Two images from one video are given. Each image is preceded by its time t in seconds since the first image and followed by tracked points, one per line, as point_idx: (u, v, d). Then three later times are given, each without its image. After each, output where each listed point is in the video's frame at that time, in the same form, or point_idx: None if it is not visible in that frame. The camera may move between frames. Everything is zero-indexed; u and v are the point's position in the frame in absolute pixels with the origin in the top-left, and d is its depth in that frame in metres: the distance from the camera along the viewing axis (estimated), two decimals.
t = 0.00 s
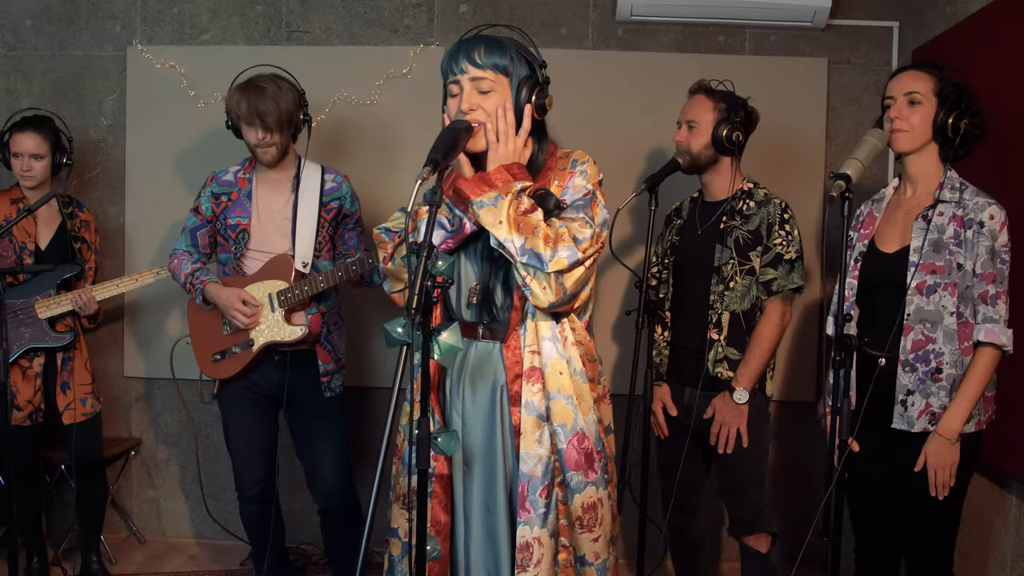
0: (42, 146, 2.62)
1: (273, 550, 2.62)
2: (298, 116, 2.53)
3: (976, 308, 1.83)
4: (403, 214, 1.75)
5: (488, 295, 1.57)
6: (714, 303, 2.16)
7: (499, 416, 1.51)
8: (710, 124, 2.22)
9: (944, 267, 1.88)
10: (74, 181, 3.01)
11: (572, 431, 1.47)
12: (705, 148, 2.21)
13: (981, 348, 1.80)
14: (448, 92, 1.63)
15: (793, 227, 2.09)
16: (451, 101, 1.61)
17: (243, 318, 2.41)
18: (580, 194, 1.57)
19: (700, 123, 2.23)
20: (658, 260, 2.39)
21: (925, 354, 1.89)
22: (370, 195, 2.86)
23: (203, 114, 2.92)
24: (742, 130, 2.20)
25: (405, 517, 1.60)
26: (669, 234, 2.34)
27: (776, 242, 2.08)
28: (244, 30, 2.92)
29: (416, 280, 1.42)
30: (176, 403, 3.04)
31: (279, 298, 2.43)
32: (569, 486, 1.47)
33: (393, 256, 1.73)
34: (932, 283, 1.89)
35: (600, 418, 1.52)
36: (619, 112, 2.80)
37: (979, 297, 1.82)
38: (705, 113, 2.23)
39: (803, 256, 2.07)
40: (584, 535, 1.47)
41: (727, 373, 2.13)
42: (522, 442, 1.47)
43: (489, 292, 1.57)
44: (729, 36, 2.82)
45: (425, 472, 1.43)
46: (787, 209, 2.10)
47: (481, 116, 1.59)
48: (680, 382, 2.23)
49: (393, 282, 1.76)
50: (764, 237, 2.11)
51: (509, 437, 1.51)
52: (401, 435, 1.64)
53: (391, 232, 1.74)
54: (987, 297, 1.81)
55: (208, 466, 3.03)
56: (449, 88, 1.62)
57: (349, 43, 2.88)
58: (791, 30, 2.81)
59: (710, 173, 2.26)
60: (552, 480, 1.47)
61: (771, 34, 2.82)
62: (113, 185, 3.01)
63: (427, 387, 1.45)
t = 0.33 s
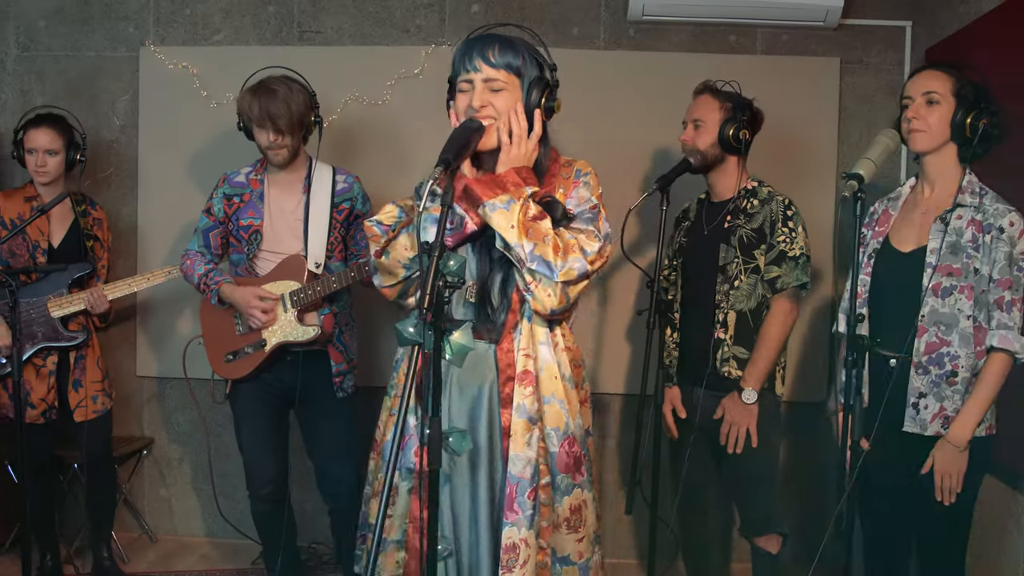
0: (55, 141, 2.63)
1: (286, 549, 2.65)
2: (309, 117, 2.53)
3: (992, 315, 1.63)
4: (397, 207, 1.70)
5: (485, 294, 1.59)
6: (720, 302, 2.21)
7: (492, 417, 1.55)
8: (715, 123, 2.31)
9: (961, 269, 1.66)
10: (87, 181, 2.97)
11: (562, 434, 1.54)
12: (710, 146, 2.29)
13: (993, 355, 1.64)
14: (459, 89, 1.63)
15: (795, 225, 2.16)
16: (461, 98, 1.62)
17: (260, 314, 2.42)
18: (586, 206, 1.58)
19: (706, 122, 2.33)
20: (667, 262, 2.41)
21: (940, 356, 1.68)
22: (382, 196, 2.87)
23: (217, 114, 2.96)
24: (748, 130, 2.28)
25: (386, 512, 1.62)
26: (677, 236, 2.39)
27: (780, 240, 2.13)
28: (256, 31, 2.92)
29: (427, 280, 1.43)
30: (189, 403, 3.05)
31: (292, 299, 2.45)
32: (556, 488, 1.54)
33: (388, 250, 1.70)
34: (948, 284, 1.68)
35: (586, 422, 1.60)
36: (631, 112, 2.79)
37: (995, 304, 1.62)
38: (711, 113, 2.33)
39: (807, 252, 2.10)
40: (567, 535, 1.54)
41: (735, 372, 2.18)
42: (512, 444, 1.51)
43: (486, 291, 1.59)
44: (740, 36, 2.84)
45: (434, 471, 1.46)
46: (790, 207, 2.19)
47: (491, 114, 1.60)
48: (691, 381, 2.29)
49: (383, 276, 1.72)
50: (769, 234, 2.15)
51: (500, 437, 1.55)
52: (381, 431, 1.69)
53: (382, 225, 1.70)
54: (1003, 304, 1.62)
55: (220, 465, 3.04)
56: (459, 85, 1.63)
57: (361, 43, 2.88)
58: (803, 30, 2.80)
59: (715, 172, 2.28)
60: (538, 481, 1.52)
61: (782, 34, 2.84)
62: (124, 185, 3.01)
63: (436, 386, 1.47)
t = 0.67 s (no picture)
0: (74, 144, 2.65)
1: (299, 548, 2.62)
2: (323, 117, 2.53)
3: (1008, 308, 1.89)
4: (387, 206, 1.72)
5: (488, 297, 1.59)
6: (735, 300, 2.18)
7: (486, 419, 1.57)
8: (736, 119, 2.28)
9: (973, 266, 1.91)
10: (104, 181, 3.03)
11: (550, 440, 1.57)
12: (731, 142, 2.26)
13: (1010, 348, 1.91)
14: (470, 88, 1.62)
15: (812, 223, 2.16)
16: (473, 98, 1.60)
17: (272, 328, 2.43)
18: (590, 221, 1.63)
19: (727, 117, 2.30)
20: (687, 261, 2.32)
21: (955, 353, 1.92)
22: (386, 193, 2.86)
23: (230, 114, 2.93)
24: (769, 127, 2.25)
25: (364, 511, 1.61)
26: (696, 235, 2.31)
27: (797, 238, 2.12)
28: (270, 31, 2.92)
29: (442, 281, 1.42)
30: (203, 402, 3.06)
31: (306, 299, 2.46)
32: (543, 492, 1.56)
33: (377, 248, 1.66)
34: (962, 281, 1.92)
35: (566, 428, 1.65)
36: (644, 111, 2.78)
37: (1011, 297, 1.88)
38: (733, 109, 2.29)
39: (824, 250, 2.11)
40: (550, 538, 1.57)
41: (751, 371, 2.13)
42: (506, 449, 1.52)
43: (490, 295, 1.59)
44: (755, 36, 2.82)
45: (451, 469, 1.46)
46: (807, 205, 2.18)
47: (502, 116, 1.59)
48: (708, 383, 2.21)
49: (371, 276, 1.69)
50: (785, 232, 2.13)
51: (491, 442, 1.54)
52: (361, 429, 1.71)
53: (372, 223, 1.71)
54: (1019, 297, 1.87)
55: (234, 464, 3.05)
56: (471, 85, 1.62)
57: (375, 43, 2.89)
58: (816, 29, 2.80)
59: (738, 169, 2.23)
60: (529, 486, 1.54)
61: (798, 34, 2.81)
62: (140, 185, 3.04)
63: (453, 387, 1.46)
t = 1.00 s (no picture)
0: (86, 151, 2.66)
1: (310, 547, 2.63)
2: (335, 117, 2.53)
3: None
4: (391, 209, 1.71)
5: (501, 293, 1.59)
6: (757, 303, 2.15)
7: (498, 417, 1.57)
8: (754, 120, 2.22)
9: (990, 265, 1.93)
10: (117, 182, 3.05)
11: (561, 438, 1.56)
12: (750, 144, 2.18)
13: None
14: (477, 85, 1.62)
15: (835, 223, 2.09)
16: (481, 94, 1.60)
17: (278, 324, 2.44)
18: (603, 225, 1.62)
19: (745, 120, 2.23)
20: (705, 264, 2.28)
21: (973, 353, 1.97)
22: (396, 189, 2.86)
23: (242, 115, 2.95)
24: (789, 128, 2.18)
25: (368, 512, 1.61)
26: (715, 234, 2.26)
27: (818, 240, 2.09)
28: (282, 31, 2.90)
29: (453, 282, 1.42)
30: (214, 402, 3.06)
31: (316, 298, 2.46)
32: (554, 489, 1.55)
33: (383, 254, 1.66)
34: (978, 281, 1.94)
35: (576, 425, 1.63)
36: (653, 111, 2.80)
37: None
38: (750, 111, 2.24)
39: (847, 251, 2.07)
40: (558, 534, 1.56)
41: (770, 373, 2.14)
42: (517, 448, 1.52)
43: (502, 293, 1.60)
44: (768, 35, 2.77)
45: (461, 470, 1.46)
46: (830, 205, 2.10)
47: (511, 113, 1.59)
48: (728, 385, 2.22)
49: (378, 281, 1.68)
50: (807, 233, 2.10)
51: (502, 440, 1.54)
52: (364, 430, 1.67)
53: (377, 228, 1.70)
54: None
55: (245, 463, 3.05)
56: (478, 82, 1.62)
57: (387, 43, 2.86)
58: (831, 28, 2.78)
59: (756, 171, 2.16)
60: (539, 483, 1.53)
61: (810, 33, 2.76)
62: (153, 185, 3.05)
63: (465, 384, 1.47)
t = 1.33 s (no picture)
0: (101, 144, 2.67)
1: (324, 546, 2.63)
2: (349, 117, 2.55)
3: None
4: (421, 223, 1.73)
5: (531, 292, 1.57)
6: (779, 305, 2.14)
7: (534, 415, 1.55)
8: (775, 120, 2.25)
9: (1014, 269, 1.91)
10: (132, 181, 3.06)
11: (599, 435, 1.55)
12: (770, 144, 2.24)
13: None
14: (495, 85, 1.61)
15: (857, 227, 2.13)
16: (498, 94, 1.60)
17: (275, 330, 2.44)
18: (632, 213, 1.61)
19: (766, 119, 2.27)
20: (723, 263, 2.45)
21: (993, 357, 1.95)
22: (420, 199, 2.85)
23: (257, 115, 2.94)
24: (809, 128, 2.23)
25: (405, 519, 1.59)
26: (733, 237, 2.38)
27: (843, 242, 2.11)
28: (297, 32, 2.95)
29: (468, 281, 1.42)
30: (228, 401, 3.07)
31: (329, 298, 2.45)
32: (594, 488, 1.54)
33: (414, 269, 1.67)
34: (1002, 285, 1.92)
35: (621, 422, 1.61)
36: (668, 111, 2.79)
37: None
38: (772, 109, 2.27)
39: (870, 255, 2.11)
40: (603, 534, 1.55)
41: (793, 377, 2.10)
42: (554, 445, 1.51)
43: (533, 293, 1.57)
44: (782, 34, 2.80)
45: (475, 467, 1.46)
46: (852, 208, 2.16)
47: (528, 113, 1.58)
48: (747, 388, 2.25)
49: (414, 295, 1.71)
50: (831, 236, 2.11)
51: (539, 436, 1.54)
52: (406, 437, 1.66)
53: (409, 243, 1.72)
54: None
55: (259, 462, 3.06)
56: (495, 82, 1.61)
57: (401, 43, 2.90)
58: (845, 28, 2.77)
59: (775, 170, 2.23)
60: (579, 481, 1.52)
61: (825, 32, 2.78)
62: (169, 185, 3.06)
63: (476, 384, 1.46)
